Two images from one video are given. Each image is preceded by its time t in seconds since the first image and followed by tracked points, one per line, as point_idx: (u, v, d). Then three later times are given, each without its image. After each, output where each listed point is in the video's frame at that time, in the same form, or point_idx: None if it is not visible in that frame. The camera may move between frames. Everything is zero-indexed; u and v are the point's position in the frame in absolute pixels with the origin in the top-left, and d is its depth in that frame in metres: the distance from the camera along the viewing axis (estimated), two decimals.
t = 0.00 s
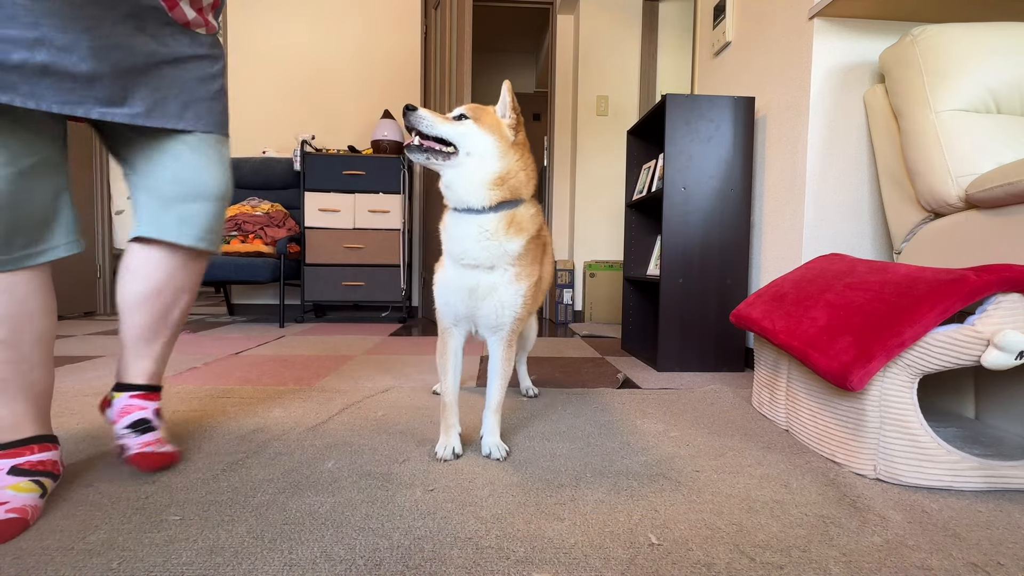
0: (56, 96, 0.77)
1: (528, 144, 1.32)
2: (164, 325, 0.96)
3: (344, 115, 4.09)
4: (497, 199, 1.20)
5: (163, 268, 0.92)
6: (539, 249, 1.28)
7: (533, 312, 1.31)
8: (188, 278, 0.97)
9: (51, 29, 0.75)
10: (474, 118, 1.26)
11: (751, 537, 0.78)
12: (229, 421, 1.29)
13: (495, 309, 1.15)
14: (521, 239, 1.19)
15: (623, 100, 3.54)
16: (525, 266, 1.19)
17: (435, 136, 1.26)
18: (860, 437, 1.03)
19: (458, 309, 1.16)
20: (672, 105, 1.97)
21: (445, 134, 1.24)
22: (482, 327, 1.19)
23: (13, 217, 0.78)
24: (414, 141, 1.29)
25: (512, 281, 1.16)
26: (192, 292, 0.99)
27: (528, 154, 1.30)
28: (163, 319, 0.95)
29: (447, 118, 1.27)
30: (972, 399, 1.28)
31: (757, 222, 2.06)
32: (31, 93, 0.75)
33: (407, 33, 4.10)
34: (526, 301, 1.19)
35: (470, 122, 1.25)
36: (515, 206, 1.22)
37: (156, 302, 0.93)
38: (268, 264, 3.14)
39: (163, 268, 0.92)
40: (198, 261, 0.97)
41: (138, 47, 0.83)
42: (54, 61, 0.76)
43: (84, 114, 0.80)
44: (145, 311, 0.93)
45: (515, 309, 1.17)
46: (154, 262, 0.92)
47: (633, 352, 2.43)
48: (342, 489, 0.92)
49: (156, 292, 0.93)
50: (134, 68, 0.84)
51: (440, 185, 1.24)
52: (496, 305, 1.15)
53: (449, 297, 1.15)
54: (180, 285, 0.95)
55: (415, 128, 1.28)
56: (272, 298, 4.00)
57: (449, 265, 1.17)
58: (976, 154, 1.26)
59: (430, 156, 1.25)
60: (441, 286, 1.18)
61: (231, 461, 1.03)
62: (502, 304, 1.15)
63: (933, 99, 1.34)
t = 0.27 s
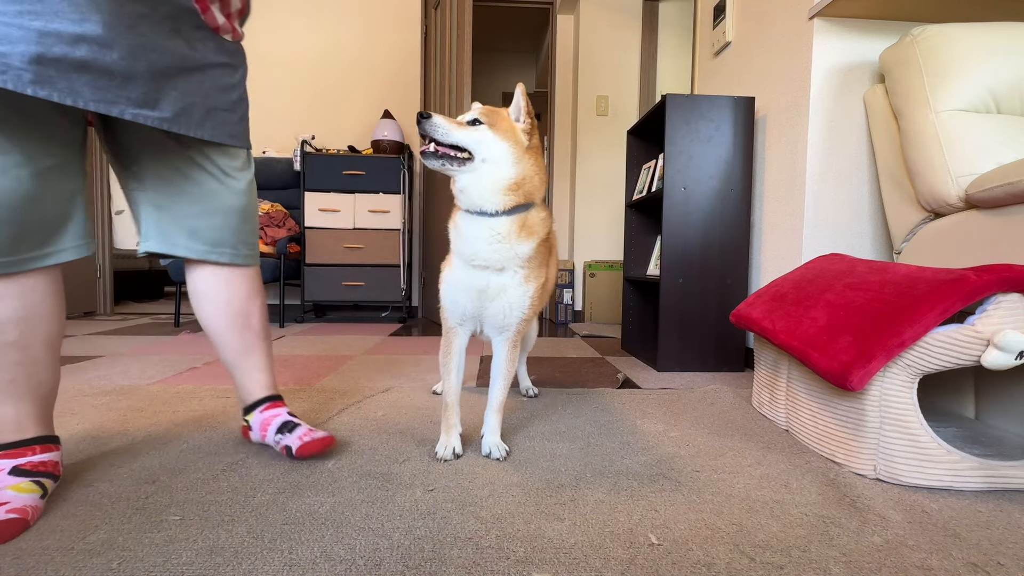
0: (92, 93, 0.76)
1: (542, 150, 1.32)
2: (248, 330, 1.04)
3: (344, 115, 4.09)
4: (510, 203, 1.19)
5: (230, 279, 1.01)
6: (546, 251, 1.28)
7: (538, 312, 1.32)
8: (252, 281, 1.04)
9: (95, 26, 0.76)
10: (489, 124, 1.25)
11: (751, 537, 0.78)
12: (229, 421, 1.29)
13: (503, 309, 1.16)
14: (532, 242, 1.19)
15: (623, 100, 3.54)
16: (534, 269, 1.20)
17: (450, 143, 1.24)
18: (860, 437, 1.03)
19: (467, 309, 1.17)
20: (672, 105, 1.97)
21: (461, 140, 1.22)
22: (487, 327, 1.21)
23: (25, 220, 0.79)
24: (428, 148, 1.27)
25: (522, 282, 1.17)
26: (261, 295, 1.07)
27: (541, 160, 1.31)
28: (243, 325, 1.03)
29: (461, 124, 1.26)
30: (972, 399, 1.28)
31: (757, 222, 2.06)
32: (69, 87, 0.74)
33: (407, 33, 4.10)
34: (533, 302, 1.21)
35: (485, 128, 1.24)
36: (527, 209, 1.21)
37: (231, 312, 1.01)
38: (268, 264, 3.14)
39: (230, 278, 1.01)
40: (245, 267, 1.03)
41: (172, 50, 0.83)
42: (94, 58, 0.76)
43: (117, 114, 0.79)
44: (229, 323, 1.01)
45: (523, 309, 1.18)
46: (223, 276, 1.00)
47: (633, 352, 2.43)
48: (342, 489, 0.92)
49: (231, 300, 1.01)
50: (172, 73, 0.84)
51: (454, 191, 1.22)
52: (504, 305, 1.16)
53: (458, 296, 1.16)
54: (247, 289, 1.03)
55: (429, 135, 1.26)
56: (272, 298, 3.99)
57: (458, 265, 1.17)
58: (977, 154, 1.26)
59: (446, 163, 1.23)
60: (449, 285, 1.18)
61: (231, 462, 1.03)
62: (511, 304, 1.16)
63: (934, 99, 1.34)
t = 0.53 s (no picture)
0: (130, 102, 0.78)
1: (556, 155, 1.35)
2: (261, 338, 1.04)
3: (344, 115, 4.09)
4: (522, 203, 1.20)
5: (248, 285, 1.01)
6: (549, 255, 1.27)
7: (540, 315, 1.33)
8: (270, 289, 1.05)
9: (138, 36, 0.77)
10: (509, 123, 1.28)
11: (751, 537, 0.78)
12: (229, 421, 1.29)
13: (507, 309, 1.16)
14: (540, 244, 1.19)
15: (623, 100, 3.54)
16: (538, 273, 1.19)
17: (470, 135, 1.27)
18: (860, 437, 1.03)
19: (471, 306, 1.17)
20: (672, 105, 1.97)
21: (481, 135, 1.25)
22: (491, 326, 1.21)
23: (64, 216, 0.80)
24: (447, 137, 1.29)
25: (527, 284, 1.17)
26: (277, 304, 1.07)
27: (554, 165, 1.33)
28: (257, 332, 1.03)
29: (482, 120, 1.29)
30: (971, 399, 1.28)
31: (757, 222, 2.06)
32: (107, 96, 0.76)
33: (406, 33, 4.10)
34: (536, 306, 1.21)
35: (505, 126, 1.27)
36: (537, 211, 1.22)
37: (246, 318, 1.02)
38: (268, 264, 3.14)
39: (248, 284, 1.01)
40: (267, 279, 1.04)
41: (218, 62, 0.85)
42: (134, 68, 0.77)
43: (155, 122, 0.80)
44: (241, 329, 1.02)
45: (526, 311, 1.18)
46: (240, 282, 1.00)
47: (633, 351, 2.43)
48: (342, 489, 0.93)
49: (246, 307, 1.01)
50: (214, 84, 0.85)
51: (467, 184, 1.24)
52: (508, 306, 1.16)
53: (464, 295, 1.16)
54: (265, 296, 1.04)
55: (450, 125, 1.29)
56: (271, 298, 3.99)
57: (466, 263, 1.17)
58: (977, 154, 1.26)
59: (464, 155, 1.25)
60: (455, 283, 1.18)
61: (231, 462, 1.03)
62: (513, 305, 1.16)
63: (934, 100, 1.34)
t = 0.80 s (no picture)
0: (162, 112, 0.81)
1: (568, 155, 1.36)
2: (271, 338, 1.05)
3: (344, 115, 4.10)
4: (539, 204, 1.20)
5: (263, 284, 1.02)
6: (562, 258, 1.26)
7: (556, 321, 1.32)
8: (285, 289, 1.06)
9: (171, 52, 0.81)
10: (522, 122, 1.28)
11: (751, 536, 0.78)
12: (230, 422, 1.29)
13: (525, 311, 1.16)
14: (555, 245, 1.19)
15: (623, 100, 3.54)
16: (553, 274, 1.20)
17: (484, 135, 1.26)
18: (860, 436, 1.03)
19: (489, 311, 1.15)
20: (671, 106, 1.97)
21: (495, 134, 1.25)
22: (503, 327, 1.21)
23: (104, 217, 0.83)
24: (461, 137, 1.29)
25: (541, 286, 1.17)
26: (291, 305, 1.08)
27: (567, 164, 1.33)
28: (268, 331, 1.04)
29: (495, 120, 1.29)
30: (971, 399, 1.28)
31: (756, 222, 2.06)
32: (142, 108, 0.79)
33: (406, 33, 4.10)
34: (551, 307, 1.20)
35: (518, 125, 1.27)
36: (553, 211, 1.22)
37: (258, 316, 1.03)
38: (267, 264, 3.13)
39: (262, 282, 1.02)
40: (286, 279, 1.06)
41: (247, 74, 0.90)
42: (166, 82, 0.81)
43: (185, 132, 0.84)
44: (252, 326, 1.02)
45: (541, 313, 1.18)
46: (256, 280, 1.01)
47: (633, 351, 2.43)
48: (342, 489, 0.93)
49: (258, 305, 1.02)
50: (243, 95, 0.90)
51: (482, 184, 1.23)
52: (526, 308, 1.16)
53: (481, 299, 1.14)
54: (278, 296, 1.05)
55: (462, 125, 1.29)
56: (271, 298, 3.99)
57: (482, 265, 1.16)
58: (976, 154, 1.26)
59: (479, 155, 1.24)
60: (472, 285, 1.16)
61: (231, 462, 1.03)
62: (531, 306, 1.16)
63: (933, 100, 1.34)
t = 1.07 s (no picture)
0: (189, 119, 0.82)
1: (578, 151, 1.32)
2: (274, 338, 1.05)
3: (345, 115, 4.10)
4: (549, 204, 1.18)
5: (268, 283, 1.02)
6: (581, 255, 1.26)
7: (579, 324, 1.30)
8: (290, 290, 1.05)
9: (196, 60, 0.82)
10: (526, 119, 1.27)
11: (751, 536, 0.78)
12: (229, 422, 1.29)
13: (546, 316, 1.18)
14: (571, 246, 1.18)
15: (623, 100, 3.54)
16: (571, 273, 1.19)
17: (485, 135, 1.27)
18: (860, 436, 1.03)
19: (504, 318, 1.16)
20: (671, 106, 1.97)
21: (497, 134, 1.25)
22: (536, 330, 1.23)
23: (120, 218, 0.84)
24: (463, 137, 1.31)
25: (562, 286, 1.17)
26: (294, 306, 1.08)
27: (577, 161, 1.29)
28: (271, 331, 1.04)
29: (499, 119, 1.29)
30: (971, 399, 1.28)
31: (756, 222, 2.06)
32: (169, 115, 0.80)
33: (406, 33, 4.10)
34: (575, 305, 1.20)
35: (522, 123, 1.26)
36: (565, 211, 1.20)
37: (262, 316, 1.02)
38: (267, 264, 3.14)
39: (266, 283, 1.02)
40: (291, 279, 1.05)
41: (268, 79, 0.91)
42: (192, 89, 0.82)
43: (212, 137, 0.85)
44: (255, 326, 1.02)
45: (568, 312, 1.18)
46: (260, 279, 1.01)
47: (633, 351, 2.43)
48: (342, 489, 0.93)
49: (262, 305, 1.02)
50: (267, 99, 0.91)
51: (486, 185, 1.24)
52: (547, 312, 1.17)
53: (495, 305, 1.15)
54: (282, 297, 1.04)
55: (465, 125, 1.30)
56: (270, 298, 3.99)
57: (495, 272, 1.17)
58: (976, 155, 1.26)
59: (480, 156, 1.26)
60: (484, 292, 1.17)
61: (231, 462, 1.03)
62: (552, 310, 1.17)
63: (934, 100, 1.34)
